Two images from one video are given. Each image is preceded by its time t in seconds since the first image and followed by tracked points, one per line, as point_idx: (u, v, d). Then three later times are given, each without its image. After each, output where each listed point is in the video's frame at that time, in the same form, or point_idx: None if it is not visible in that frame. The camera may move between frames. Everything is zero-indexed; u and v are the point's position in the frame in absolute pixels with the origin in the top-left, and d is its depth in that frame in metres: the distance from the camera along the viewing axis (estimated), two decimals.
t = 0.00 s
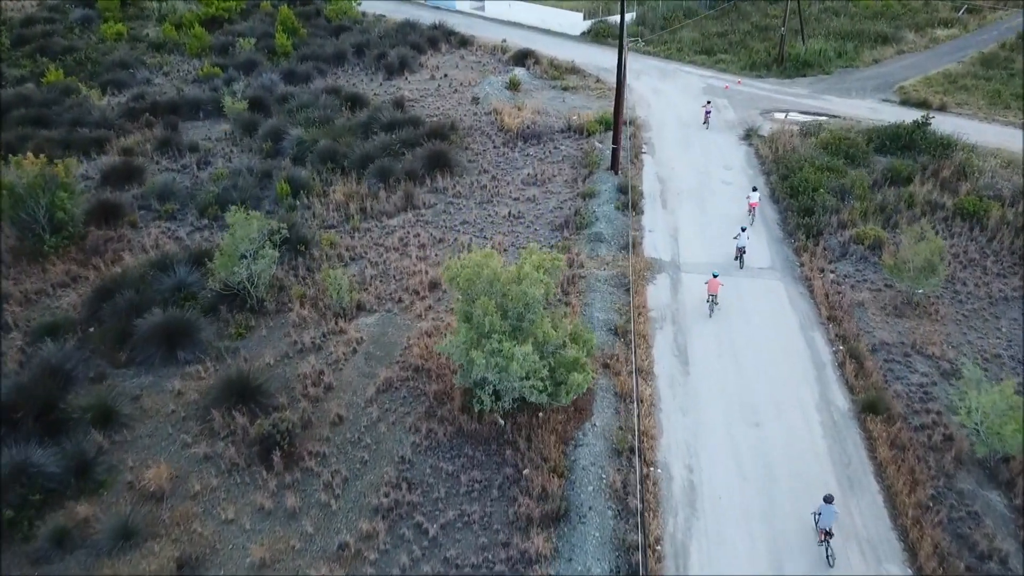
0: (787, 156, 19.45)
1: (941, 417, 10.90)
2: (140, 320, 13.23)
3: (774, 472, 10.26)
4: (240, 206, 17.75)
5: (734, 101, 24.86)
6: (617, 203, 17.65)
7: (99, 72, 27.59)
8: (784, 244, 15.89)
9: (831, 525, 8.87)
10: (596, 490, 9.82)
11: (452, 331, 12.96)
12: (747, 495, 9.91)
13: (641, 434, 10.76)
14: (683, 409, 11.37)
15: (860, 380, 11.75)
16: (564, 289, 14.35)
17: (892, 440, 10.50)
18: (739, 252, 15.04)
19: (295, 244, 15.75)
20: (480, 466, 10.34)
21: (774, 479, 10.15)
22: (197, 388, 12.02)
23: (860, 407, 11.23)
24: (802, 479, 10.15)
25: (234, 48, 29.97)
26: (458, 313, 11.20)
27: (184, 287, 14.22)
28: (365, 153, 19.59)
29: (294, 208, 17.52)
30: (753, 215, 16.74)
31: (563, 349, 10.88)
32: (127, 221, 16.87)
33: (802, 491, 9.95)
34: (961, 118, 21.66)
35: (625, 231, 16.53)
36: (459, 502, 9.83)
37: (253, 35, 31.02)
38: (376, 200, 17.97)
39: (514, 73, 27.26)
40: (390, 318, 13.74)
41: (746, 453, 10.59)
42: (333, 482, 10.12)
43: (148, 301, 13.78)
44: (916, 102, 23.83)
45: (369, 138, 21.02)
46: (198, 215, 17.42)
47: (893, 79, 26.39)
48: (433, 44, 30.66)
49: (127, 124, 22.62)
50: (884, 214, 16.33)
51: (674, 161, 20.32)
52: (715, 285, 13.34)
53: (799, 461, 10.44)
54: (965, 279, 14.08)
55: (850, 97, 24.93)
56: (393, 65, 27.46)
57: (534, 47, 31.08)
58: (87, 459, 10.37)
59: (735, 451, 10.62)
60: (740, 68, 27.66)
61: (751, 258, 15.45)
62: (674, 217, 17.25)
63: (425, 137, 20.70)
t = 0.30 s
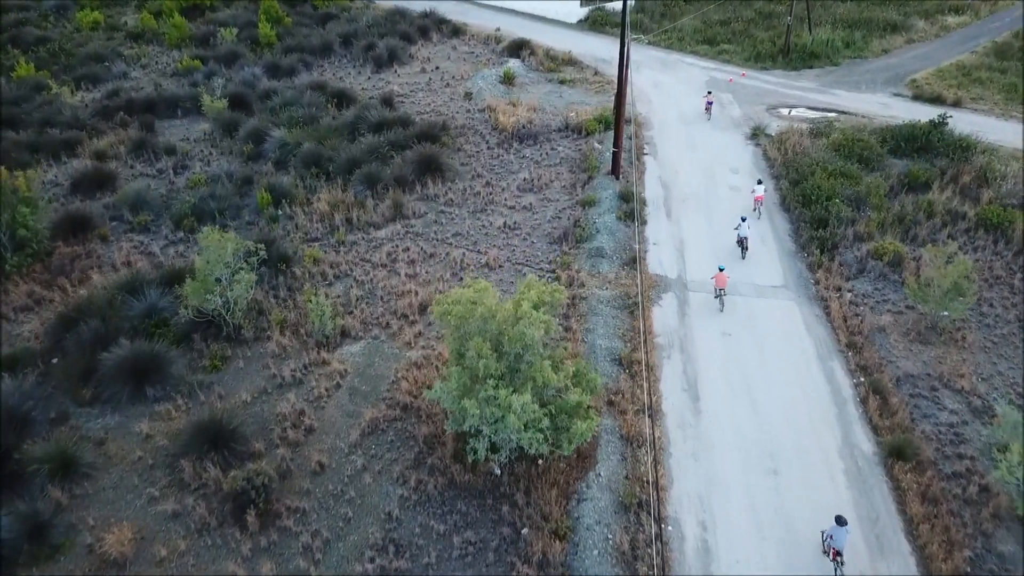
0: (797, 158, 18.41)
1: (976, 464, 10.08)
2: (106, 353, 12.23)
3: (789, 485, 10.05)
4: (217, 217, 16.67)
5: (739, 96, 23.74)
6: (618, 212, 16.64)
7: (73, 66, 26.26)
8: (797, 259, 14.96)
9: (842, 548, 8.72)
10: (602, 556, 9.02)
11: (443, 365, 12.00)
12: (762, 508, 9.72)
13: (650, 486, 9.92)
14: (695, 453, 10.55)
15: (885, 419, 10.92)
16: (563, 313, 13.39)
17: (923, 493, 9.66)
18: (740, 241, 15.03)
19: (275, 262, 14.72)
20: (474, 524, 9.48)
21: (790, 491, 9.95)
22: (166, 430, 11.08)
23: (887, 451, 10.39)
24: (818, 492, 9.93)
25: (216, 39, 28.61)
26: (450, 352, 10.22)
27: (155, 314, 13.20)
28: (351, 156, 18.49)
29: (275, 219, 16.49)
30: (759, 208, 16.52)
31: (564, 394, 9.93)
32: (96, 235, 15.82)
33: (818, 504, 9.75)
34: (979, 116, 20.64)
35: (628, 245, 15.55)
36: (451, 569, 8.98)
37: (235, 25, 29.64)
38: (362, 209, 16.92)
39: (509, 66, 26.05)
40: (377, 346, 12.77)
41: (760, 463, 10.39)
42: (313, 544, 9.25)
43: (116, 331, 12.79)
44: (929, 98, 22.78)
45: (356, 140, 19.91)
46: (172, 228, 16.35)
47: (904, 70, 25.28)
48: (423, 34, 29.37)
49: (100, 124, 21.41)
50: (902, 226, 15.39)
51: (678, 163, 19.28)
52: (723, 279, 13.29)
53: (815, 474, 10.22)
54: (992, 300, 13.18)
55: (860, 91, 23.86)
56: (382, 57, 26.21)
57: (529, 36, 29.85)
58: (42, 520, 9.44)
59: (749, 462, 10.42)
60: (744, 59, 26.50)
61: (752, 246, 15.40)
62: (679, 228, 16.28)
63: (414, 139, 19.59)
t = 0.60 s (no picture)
0: (811, 165, 17.45)
1: (1014, 523, 9.38)
2: (76, 392, 11.41)
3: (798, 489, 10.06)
4: (200, 232, 15.75)
5: (748, 93, 22.70)
6: (624, 226, 15.75)
7: (52, 60, 25.13)
8: (814, 280, 14.13)
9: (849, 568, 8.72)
10: None
11: (439, 405, 11.21)
12: (771, 512, 9.72)
13: (663, 550, 9.19)
14: (710, 509, 9.78)
15: (913, 466, 10.21)
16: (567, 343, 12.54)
17: (958, 559, 8.97)
18: (744, 233, 14.96)
19: (260, 285, 13.85)
20: None
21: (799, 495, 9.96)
22: (140, 481, 10.28)
23: (917, 504, 9.68)
24: (826, 498, 9.93)
25: (202, 31, 27.44)
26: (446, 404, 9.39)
27: (130, 346, 12.34)
28: (342, 164, 17.52)
29: (261, 234, 15.58)
30: (766, 205, 16.30)
31: (569, 452, 9.12)
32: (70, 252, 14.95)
33: (826, 509, 9.76)
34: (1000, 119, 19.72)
35: (634, 264, 14.67)
36: None
37: (222, 16, 28.45)
38: (353, 223, 16.01)
39: (507, 61, 24.96)
40: (367, 382, 11.96)
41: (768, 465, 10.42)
42: None
43: (89, 366, 11.95)
44: (947, 96, 21.76)
45: (347, 146, 18.95)
46: (153, 245, 15.47)
47: (919, 65, 24.21)
48: (418, 25, 28.21)
49: (78, 126, 20.38)
50: (925, 243, 14.54)
51: (686, 169, 18.32)
52: (730, 275, 13.20)
53: (824, 478, 10.23)
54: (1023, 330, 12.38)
55: (874, 88, 22.85)
56: (375, 52, 25.11)
57: (528, 28, 28.72)
58: None
59: (756, 463, 10.45)
60: (753, 53, 25.41)
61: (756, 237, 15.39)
62: (688, 243, 15.41)
63: (408, 144, 18.62)
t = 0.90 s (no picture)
0: (824, 184, 16.74)
1: None
2: (52, 446, 10.82)
3: (799, 496, 10.25)
4: (186, 258, 15.08)
5: (757, 100, 21.87)
6: (628, 252, 15.06)
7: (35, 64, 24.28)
8: (828, 313, 13.52)
9: None
10: None
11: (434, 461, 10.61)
12: (773, 520, 9.92)
13: None
14: None
15: (937, 531, 9.66)
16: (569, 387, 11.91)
17: None
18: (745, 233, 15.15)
19: (248, 322, 13.21)
20: None
21: (800, 501, 10.16)
22: (118, 548, 9.73)
23: None
24: (827, 506, 10.15)
25: (191, 32, 26.55)
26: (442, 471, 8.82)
27: (110, 391, 11.74)
28: (334, 182, 16.79)
29: (250, 261, 14.93)
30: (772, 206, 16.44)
31: (575, 527, 8.55)
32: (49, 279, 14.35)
33: (827, 518, 9.95)
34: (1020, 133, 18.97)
35: (639, 294, 14.00)
36: None
37: (212, 15, 27.54)
38: (346, 248, 15.32)
39: (507, 65, 24.10)
40: (359, 432, 11.35)
41: (771, 470, 10.65)
42: None
43: (67, 415, 11.35)
44: (963, 104, 20.94)
45: (340, 162, 18.22)
46: (136, 274, 14.81)
47: (933, 70, 23.34)
48: (415, 25, 27.29)
49: (61, 138, 19.62)
50: (944, 274, 13.87)
51: (693, 186, 17.59)
52: (735, 279, 13.36)
53: (825, 485, 10.42)
54: None
55: (887, 95, 22.06)
56: (370, 55, 24.24)
57: (528, 28, 27.81)
58: None
59: (759, 470, 10.66)
60: (760, 57, 24.54)
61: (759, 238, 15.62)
62: (697, 271, 14.74)
63: (404, 161, 17.88)
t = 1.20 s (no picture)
0: (829, 219, 16.33)
1: None
2: (33, 516, 10.46)
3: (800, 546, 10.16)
4: (174, 300, 14.67)
5: (760, 122, 21.39)
6: (628, 293, 14.64)
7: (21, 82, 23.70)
8: (833, 362, 13.17)
9: None
10: None
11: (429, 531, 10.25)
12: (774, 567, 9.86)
13: None
14: None
15: None
16: (567, 448, 11.60)
17: None
18: (737, 245, 15.56)
19: (237, 374, 12.83)
20: None
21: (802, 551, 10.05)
22: None
23: None
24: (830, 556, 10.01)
25: (181, 46, 25.98)
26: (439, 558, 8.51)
27: (94, 452, 11.38)
28: (326, 217, 16.35)
29: (239, 304, 14.53)
30: (767, 223, 16.41)
31: None
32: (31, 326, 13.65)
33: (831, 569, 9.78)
34: None
35: (640, 341, 13.60)
36: None
37: (204, 28, 26.96)
38: (338, 289, 14.91)
39: (504, 83, 23.58)
40: (350, 496, 10.99)
41: (772, 524, 10.49)
42: None
43: (49, 480, 11.00)
44: (970, 127, 20.47)
45: (332, 193, 17.79)
46: (123, 317, 14.40)
47: (940, 88, 22.85)
48: (410, 38, 26.72)
49: (47, 165, 19.14)
50: (954, 320, 13.49)
51: (695, 218, 17.17)
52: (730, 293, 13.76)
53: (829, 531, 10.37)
54: None
55: (893, 115, 21.61)
56: (364, 72, 23.72)
57: (526, 40, 27.28)
58: None
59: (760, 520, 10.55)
60: (763, 73, 24.03)
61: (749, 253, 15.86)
62: (698, 314, 14.36)
63: (398, 192, 17.44)
